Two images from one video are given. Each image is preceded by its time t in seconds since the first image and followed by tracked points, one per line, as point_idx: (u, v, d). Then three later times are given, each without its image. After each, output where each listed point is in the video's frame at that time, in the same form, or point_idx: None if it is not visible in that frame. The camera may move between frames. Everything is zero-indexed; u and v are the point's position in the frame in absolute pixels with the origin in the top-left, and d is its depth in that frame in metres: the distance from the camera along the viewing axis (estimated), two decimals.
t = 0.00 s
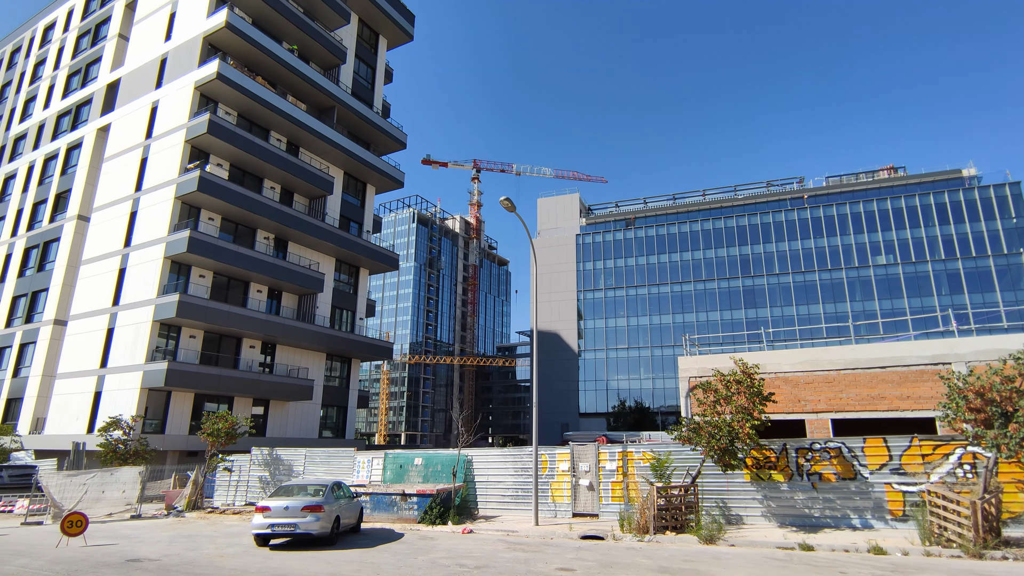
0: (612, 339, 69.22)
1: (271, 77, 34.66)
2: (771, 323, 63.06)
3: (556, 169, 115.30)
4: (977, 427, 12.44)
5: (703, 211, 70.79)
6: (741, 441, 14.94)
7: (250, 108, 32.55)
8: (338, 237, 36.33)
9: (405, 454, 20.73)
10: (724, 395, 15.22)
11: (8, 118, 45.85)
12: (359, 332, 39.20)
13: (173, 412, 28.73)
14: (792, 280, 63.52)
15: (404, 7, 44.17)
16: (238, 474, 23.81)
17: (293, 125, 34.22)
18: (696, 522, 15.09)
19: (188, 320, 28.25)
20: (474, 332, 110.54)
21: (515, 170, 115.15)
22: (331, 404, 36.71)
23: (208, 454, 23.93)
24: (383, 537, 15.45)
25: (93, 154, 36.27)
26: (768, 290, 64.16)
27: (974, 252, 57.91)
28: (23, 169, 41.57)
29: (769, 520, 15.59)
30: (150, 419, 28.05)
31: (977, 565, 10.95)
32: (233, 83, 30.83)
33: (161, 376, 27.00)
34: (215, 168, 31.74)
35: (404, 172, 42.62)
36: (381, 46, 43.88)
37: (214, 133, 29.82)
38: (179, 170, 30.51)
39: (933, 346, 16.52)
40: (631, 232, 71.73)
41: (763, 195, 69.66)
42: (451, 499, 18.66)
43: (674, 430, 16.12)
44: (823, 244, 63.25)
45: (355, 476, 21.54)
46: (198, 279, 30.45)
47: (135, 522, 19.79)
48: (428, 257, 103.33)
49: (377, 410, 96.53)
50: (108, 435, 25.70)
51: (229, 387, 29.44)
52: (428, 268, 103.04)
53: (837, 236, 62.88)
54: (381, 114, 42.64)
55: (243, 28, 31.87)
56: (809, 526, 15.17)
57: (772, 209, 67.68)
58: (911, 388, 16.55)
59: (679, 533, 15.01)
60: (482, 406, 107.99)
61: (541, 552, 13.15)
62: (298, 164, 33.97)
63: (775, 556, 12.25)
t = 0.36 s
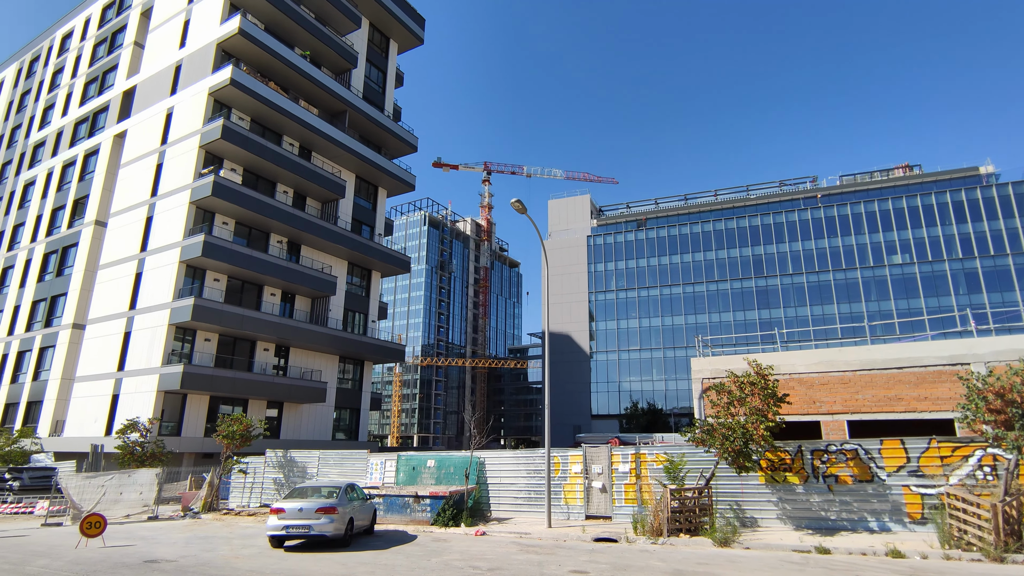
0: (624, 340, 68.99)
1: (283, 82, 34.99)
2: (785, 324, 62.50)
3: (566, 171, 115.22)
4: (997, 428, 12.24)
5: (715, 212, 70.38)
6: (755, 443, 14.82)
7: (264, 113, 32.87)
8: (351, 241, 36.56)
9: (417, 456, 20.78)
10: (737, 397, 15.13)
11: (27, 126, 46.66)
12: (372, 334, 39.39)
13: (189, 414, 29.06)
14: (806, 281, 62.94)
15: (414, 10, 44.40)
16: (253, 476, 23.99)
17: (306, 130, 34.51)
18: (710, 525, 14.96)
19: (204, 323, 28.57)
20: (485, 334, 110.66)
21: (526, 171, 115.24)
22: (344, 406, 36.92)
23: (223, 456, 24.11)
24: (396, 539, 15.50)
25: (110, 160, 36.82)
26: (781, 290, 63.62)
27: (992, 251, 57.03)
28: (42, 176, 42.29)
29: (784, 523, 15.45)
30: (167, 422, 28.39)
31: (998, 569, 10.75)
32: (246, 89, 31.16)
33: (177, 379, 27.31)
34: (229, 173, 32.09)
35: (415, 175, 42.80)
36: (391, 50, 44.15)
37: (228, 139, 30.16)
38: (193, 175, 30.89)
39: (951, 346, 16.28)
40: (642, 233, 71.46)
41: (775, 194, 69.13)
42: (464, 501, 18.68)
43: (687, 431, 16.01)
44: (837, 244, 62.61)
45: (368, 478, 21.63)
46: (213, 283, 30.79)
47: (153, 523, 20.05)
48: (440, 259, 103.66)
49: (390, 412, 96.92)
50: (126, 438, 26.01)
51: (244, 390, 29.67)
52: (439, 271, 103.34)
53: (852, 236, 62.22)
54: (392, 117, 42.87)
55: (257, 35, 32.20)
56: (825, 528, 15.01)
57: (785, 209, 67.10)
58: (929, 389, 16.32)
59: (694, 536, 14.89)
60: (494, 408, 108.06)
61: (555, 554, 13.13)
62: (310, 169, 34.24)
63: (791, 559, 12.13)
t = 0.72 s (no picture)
0: (635, 340, 68.76)
1: (294, 85, 35.24)
2: (797, 323, 62.03)
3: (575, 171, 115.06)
4: (1015, 427, 12.11)
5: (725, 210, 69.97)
6: (768, 443, 14.72)
7: (274, 116, 33.13)
8: (362, 242, 36.74)
9: (429, 457, 20.84)
10: (750, 397, 15.05)
11: (43, 131, 47.34)
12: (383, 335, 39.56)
13: (203, 416, 29.35)
14: (819, 279, 62.43)
15: (423, 13, 44.55)
16: (267, 476, 24.16)
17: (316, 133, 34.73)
18: (723, 525, 14.88)
19: (216, 325, 28.84)
20: (496, 335, 110.74)
21: (535, 172, 115.23)
22: (356, 407, 37.13)
23: (236, 457, 24.31)
24: (408, 540, 15.58)
25: (124, 164, 37.26)
26: (793, 289, 63.14)
27: (1009, 247, 56.23)
28: (58, 181, 42.88)
29: (798, 524, 15.32)
30: (181, 423, 28.72)
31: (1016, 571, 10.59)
32: (257, 93, 31.44)
33: (191, 380, 27.56)
34: (241, 176, 32.38)
35: (425, 176, 42.92)
36: (400, 53, 44.34)
37: (239, 142, 30.42)
38: (206, 178, 31.19)
39: (968, 345, 16.06)
40: (652, 233, 71.15)
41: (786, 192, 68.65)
42: (476, 502, 18.72)
43: (699, 431, 15.93)
44: (850, 242, 62.03)
45: (380, 479, 21.73)
46: (226, 285, 31.10)
47: (168, 523, 20.26)
48: (450, 260, 103.87)
49: (401, 413, 97.23)
50: (141, 439, 26.32)
51: (257, 391, 29.91)
52: (449, 271, 103.57)
53: (865, 233, 61.60)
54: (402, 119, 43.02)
55: (267, 39, 32.45)
56: (840, 529, 14.86)
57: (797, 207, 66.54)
58: (945, 387, 16.13)
59: (706, 537, 14.82)
60: (504, 408, 108.06)
61: (566, 555, 13.13)
62: (321, 171, 34.45)
63: (805, 560, 12.03)
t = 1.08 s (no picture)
0: (644, 338, 68.53)
1: (303, 86, 35.42)
2: (809, 319, 61.58)
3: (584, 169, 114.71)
4: None
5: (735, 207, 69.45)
6: (780, 440, 14.63)
7: (283, 117, 33.32)
8: (371, 242, 36.89)
9: (439, 455, 20.90)
10: (761, 394, 14.95)
11: (56, 135, 47.91)
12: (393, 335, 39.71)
13: (216, 415, 29.62)
14: (830, 275, 61.95)
15: (430, 12, 44.59)
16: (279, 475, 24.35)
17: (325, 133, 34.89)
18: (735, 523, 14.80)
19: (228, 325, 29.08)
20: (505, 334, 110.81)
21: (543, 170, 115.00)
22: (367, 406, 37.32)
23: (249, 456, 24.53)
24: (420, 538, 15.64)
25: (136, 166, 37.64)
26: (805, 285, 62.69)
27: None
28: (72, 184, 43.39)
29: (811, 522, 15.21)
30: (195, 422, 29.00)
31: None
32: (267, 94, 31.64)
33: (203, 380, 27.81)
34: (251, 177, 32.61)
35: (434, 176, 43.00)
36: (408, 52, 44.43)
37: (249, 143, 30.64)
38: (216, 180, 31.44)
39: (984, 341, 15.86)
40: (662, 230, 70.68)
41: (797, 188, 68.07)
42: (487, 500, 18.76)
43: (710, 429, 15.84)
44: (862, 237, 61.48)
45: (391, 477, 21.83)
46: (237, 286, 31.38)
47: (181, 522, 20.46)
48: (459, 259, 104.01)
49: (411, 412, 97.58)
50: (155, 438, 26.59)
51: (269, 391, 30.14)
52: (458, 270, 103.70)
53: (877, 229, 61.02)
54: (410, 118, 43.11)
55: (276, 40, 32.64)
56: (853, 527, 14.74)
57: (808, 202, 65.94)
58: (959, 384, 15.96)
59: (718, 535, 14.75)
60: (514, 407, 108.11)
61: (578, 553, 13.13)
62: (330, 171, 34.61)
63: (818, 559, 11.94)
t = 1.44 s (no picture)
0: (655, 337, 68.28)
1: (312, 88, 35.64)
2: (821, 317, 61.09)
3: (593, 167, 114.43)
4: None
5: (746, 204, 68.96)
6: (793, 439, 14.53)
7: (293, 118, 33.52)
8: (381, 243, 37.04)
9: (450, 454, 20.95)
10: (773, 393, 14.85)
11: (71, 139, 48.54)
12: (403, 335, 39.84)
13: (229, 415, 29.89)
14: (842, 273, 61.43)
15: (439, 13, 44.71)
16: (291, 474, 24.52)
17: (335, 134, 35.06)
18: (747, 523, 14.73)
19: (241, 326, 29.32)
20: (515, 333, 110.81)
21: (552, 169, 114.86)
22: (378, 405, 37.49)
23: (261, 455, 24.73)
24: (431, 537, 15.69)
25: (150, 169, 38.03)
26: (816, 283, 62.22)
27: None
28: (86, 187, 43.94)
29: (824, 521, 15.10)
30: (208, 422, 29.29)
31: None
32: (277, 96, 31.86)
33: (216, 380, 28.06)
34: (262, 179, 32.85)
35: (443, 176, 43.10)
36: (417, 53, 44.57)
37: (260, 145, 30.89)
38: (228, 181, 31.70)
39: (1000, 339, 15.65)
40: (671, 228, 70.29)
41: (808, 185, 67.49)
42: (497, 499, 18.79)
43: (721, 428, 15.75)
44: (874, 234, 60.88)
45: (402, 476, 21.91)
46: (249, 287, 31.66)
47: (195, 521, 20.66)
48: (468, 259, 104.17)
49: (421, 411, 97.85)
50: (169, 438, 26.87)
51: (281, 391, 30.35)
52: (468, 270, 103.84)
53: (889, 226, 60.39)
54: (419, 119, 43.24)
55: (286, 42, 32.87)
56: (868, 527, 14.62)
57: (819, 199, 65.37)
58: (975, 382, 15.77)
59: (730, 534, 14.69)
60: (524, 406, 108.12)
61: (589, 552, 13.12)
62: (340, 172, 34.79)
63: (832, 559, 11.84)
